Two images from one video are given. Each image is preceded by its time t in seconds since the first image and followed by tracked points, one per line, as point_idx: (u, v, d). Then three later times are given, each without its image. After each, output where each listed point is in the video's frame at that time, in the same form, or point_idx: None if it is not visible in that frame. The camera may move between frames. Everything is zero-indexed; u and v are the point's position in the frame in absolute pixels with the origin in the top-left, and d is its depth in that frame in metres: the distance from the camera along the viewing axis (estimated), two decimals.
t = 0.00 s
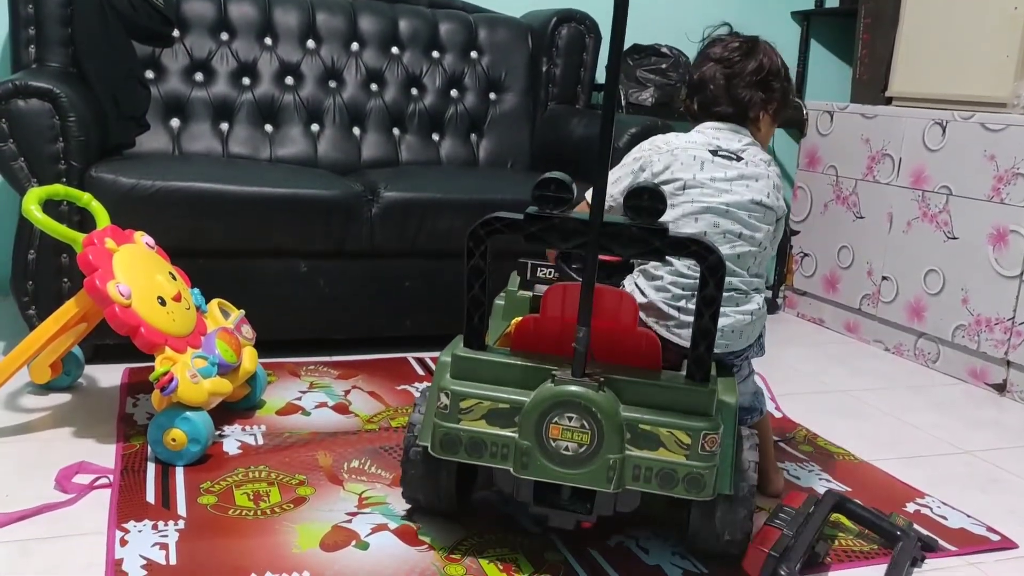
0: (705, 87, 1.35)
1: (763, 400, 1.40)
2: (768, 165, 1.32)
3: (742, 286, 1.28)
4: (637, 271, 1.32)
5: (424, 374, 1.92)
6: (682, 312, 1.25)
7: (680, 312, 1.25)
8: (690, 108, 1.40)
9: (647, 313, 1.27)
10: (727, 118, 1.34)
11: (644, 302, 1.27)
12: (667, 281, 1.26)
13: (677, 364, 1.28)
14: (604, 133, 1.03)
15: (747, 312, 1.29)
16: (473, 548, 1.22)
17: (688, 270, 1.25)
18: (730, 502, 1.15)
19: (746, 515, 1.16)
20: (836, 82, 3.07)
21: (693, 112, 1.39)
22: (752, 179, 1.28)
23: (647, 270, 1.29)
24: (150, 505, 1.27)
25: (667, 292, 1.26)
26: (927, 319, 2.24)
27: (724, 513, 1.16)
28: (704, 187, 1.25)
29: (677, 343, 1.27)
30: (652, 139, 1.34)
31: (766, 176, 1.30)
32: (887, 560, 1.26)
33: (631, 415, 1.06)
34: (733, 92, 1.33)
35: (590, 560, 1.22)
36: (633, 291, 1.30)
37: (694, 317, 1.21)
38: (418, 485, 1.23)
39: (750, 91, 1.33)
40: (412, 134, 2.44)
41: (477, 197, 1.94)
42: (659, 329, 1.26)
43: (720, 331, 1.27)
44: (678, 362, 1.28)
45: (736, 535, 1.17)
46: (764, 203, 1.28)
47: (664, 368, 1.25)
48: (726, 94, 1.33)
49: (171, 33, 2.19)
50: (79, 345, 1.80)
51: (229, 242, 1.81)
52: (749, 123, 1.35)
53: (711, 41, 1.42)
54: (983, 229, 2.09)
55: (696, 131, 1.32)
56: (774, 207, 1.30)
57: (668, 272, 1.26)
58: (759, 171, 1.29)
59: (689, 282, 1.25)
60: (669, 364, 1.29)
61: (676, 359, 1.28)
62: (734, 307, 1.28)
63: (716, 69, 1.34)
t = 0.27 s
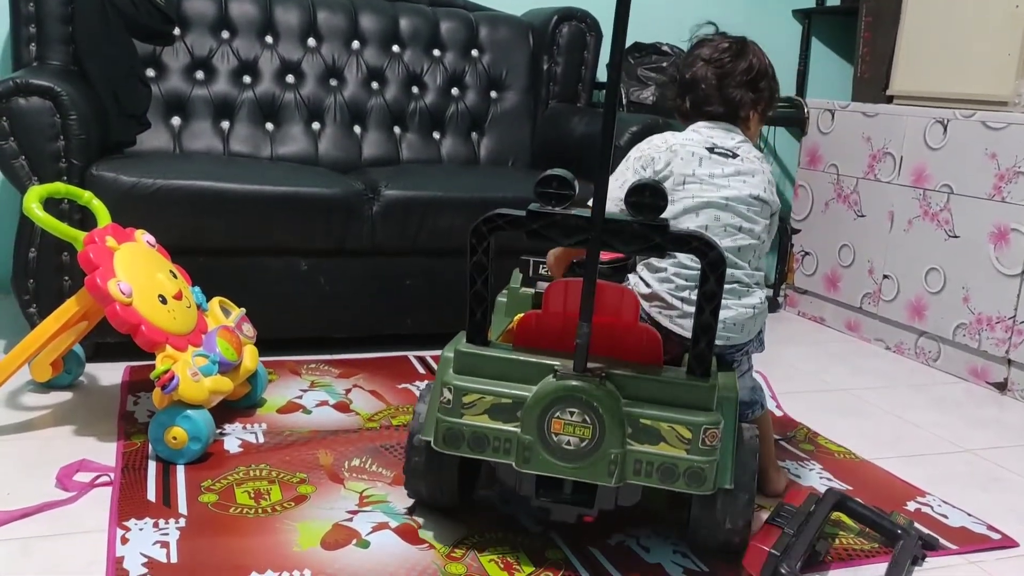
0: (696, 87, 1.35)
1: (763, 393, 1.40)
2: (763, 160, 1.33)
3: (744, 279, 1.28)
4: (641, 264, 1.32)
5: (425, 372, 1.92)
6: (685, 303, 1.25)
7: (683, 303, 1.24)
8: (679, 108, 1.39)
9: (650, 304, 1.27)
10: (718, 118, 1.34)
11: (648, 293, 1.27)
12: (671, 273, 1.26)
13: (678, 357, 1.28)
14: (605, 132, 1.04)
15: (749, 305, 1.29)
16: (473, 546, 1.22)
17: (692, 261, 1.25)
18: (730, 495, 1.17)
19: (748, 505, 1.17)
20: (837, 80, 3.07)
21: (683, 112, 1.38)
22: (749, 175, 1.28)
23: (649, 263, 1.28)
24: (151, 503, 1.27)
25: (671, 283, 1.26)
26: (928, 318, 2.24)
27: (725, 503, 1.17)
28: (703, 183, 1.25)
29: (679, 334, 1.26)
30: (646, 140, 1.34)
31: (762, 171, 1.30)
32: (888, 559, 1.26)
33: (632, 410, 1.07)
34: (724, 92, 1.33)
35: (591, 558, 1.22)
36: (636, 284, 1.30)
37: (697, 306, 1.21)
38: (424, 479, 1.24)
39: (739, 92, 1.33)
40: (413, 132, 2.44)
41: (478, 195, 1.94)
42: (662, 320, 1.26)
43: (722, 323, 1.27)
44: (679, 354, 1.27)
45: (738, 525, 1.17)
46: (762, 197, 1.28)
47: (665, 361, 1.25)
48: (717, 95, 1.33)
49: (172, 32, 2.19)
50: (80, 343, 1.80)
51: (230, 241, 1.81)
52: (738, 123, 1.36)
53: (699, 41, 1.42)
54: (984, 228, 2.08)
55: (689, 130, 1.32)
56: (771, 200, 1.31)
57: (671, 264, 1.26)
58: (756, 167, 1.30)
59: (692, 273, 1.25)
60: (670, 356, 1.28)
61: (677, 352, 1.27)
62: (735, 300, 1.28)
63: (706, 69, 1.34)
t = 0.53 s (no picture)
0: (688, 85, 1.34)
1: (762, 388, 1.40)
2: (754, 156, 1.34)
3: (742, 274, 1.28)
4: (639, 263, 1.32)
5: (427, 371, 1.92)
6: (685, 299, 1.25)
7: (683, 298, 1.24)
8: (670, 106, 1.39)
9: (650, 301, 1.27)
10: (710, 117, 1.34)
11: (648, 290, 1.27)
12: (670, 269, 1.26)
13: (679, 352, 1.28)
14: (607, 130, 1.04)
15: (748, 299, 1.29)
16: (475, 545, 1.22)
17: (690, 258, 1.26)
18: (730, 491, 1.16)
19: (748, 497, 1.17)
20: (839, 79, 3.06)
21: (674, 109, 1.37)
22: (745, 170, 1.29)
23: (648, 260, 1.29)
24: (152, 502, 1.27)
25: (670, 280, 1.26)
26: (929, 317, 2.24)
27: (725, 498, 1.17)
28: (703, 180, 1.26)
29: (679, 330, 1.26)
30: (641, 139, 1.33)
31: (755, 165, 1.31)
32: (889, 558, 1.26)
33: (634, 404, 1.07)
34: (717, 91, 1.32)
35: (592, 556, 1.22)
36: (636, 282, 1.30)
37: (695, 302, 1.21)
38: (429, 475, 1.24)
39: (731, 91, 1.32)
40: (414, 131, 2.44)
41: (479, 194, 1.94)
42: (663, 316, 1.26)
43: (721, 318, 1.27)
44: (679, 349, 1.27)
45: (738, 520, 1.17)
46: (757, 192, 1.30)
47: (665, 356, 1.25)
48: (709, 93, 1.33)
49: (173, 30, 2.19)
50: (82, 342, 1.80)
51: (232, 240, 1.81)
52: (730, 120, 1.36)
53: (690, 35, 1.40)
54: (986, 226, 2.08)
55: (683, 127, 1.31)
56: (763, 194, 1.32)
57: (671, 260, 1.26)
58: (749, 162, 1.31)
59: (691, 269, 1.26)
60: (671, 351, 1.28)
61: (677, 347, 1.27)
62: (735, 295, 1.28)
63: (700, 68, 1.33)
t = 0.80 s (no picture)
0: (707, 83, 1.34)
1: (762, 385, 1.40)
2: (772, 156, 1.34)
3: (750, 276, 1.28)
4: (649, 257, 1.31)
5: (429, 371, 1.92)
6: (689, 299, 1.24)
7: (688, 298, 1.24)
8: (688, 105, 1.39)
9: (656, 298, 1.26)
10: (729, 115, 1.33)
11: (654, 287, 1.26)
12: (679, 268, 1.25)
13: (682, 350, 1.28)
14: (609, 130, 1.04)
15: (753, 303, 1.29)
16: (477, 545, 1.22)
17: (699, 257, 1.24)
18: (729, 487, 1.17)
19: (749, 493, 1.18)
20: (841, 79, 3.06)
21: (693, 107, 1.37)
22: (764, 170, 1.29)
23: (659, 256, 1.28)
24: (154, 502, 1.27)
25: (677, 277, 1.25)
26: (931, 316, 2.24)
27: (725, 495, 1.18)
28: (722, 180, 1.25)
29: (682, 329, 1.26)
30: (658, 134, 1.32)
31: (773, 166, 1.32)
32: (891, 558, 1.26)
33: (635, 401, 1.07)
34: (736, 88, 1.32)
35: (594, 555, 1.22)
36: (644, 276, 1.30)
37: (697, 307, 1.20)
38: (432, 471, 1.25)
39: (749, 89, 1.32)
40: (416, 131, 2.44)
41: (481, 194, 1.94)
42: (667, 314, 1.26)
43: (725, 320, 1.27)
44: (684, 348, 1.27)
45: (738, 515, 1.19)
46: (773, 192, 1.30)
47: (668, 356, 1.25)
48: (729, 91, 1.33)
49: (175, 30, 2.19)
50: (84, 342, 1.80)
51: (234, 240, 1.81)
52: (749, 119, 1.36)
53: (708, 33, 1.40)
54: (988, 226, 2.08)
55: (703, 123, 1.31)
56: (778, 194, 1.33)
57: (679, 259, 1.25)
58: (768, 162, 1.31)
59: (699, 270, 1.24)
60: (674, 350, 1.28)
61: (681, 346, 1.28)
62: (741, 297, 1.28)
63: (718, 65, 1.32)
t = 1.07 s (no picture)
0: (727, 73, 1.32)
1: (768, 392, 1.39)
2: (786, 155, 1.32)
3: (752, 279, 1.27)
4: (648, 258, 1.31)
5: (430, 370, 1.92)
6: (685, 305, 1.24)
7: (683, 304, 1.23)
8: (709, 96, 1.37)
9: (652, 302, 1.27)
10: (744, 107, 1.32)
11: (650, 291, 1.27)
12: (675, 270, 1.24)
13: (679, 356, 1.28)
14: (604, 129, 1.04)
15: (754, 308, 1.27)
16: (478, 544, 1.22)
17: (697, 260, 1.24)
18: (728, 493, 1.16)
19: (750, 500, 1.17)
20: (842, 78, 3.06)
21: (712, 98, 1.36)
22: (773, 168, 1.28)
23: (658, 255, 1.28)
24: (155, 501, 1.27)
25: (672, 281, 1.24)
26: (932, 316, 2.24)
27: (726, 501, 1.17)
28: (726, 173, 1.25)
29: (679, 334, 1.26)
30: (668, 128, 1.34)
31: (785, 164, 1.30)
32: (892, 558, 1.26)
33: (631, 407, 1.07)
34: (755, 80, 1.30)
35: (595, 555, 1.22)
36: (643, 276, 1.30)
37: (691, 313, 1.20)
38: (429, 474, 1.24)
39: (769, 81, 1.30)
40: (417, 130, 2.44)
41: (481, 193, 1.94)
42: (662, 319, 1.26)
43: (723, 325, 1.27)
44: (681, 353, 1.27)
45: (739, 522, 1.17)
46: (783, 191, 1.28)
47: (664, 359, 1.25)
48: (747, 81, 1.31)
49: (177, 29, 2.19)
50: (85, 341, 1.81)
51: (234, 239, 1.81)
52: (767, 113, 1.33)
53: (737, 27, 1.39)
54: (990, 226, 2.08)
55: (716, 117, 1.32)
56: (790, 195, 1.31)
57: (676, 261, 1.25)
58: (780, 160, 1.30)
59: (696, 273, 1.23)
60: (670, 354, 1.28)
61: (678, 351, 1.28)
62: (741, 303, 1.26)
63: (740, 56, 1.31)
